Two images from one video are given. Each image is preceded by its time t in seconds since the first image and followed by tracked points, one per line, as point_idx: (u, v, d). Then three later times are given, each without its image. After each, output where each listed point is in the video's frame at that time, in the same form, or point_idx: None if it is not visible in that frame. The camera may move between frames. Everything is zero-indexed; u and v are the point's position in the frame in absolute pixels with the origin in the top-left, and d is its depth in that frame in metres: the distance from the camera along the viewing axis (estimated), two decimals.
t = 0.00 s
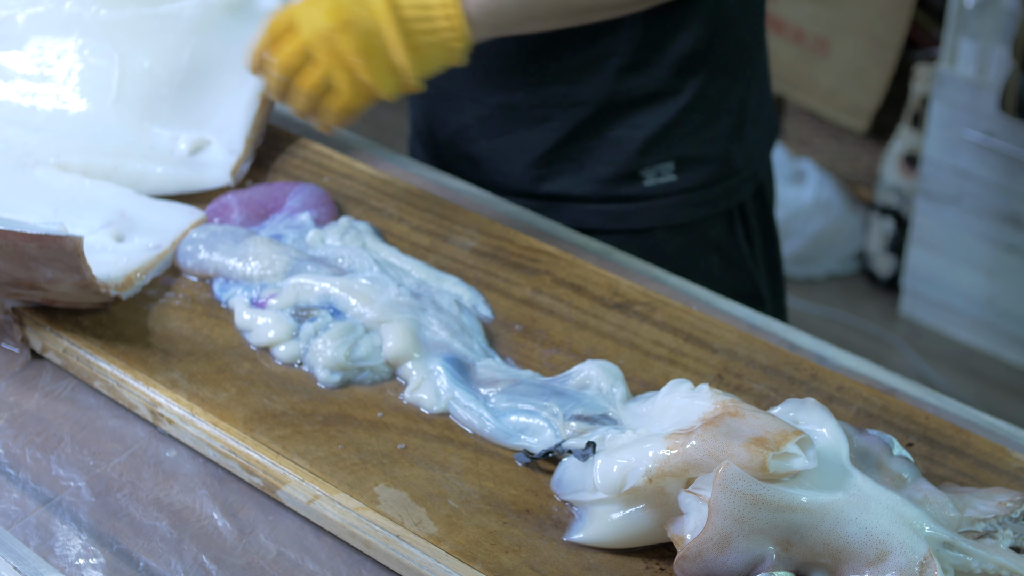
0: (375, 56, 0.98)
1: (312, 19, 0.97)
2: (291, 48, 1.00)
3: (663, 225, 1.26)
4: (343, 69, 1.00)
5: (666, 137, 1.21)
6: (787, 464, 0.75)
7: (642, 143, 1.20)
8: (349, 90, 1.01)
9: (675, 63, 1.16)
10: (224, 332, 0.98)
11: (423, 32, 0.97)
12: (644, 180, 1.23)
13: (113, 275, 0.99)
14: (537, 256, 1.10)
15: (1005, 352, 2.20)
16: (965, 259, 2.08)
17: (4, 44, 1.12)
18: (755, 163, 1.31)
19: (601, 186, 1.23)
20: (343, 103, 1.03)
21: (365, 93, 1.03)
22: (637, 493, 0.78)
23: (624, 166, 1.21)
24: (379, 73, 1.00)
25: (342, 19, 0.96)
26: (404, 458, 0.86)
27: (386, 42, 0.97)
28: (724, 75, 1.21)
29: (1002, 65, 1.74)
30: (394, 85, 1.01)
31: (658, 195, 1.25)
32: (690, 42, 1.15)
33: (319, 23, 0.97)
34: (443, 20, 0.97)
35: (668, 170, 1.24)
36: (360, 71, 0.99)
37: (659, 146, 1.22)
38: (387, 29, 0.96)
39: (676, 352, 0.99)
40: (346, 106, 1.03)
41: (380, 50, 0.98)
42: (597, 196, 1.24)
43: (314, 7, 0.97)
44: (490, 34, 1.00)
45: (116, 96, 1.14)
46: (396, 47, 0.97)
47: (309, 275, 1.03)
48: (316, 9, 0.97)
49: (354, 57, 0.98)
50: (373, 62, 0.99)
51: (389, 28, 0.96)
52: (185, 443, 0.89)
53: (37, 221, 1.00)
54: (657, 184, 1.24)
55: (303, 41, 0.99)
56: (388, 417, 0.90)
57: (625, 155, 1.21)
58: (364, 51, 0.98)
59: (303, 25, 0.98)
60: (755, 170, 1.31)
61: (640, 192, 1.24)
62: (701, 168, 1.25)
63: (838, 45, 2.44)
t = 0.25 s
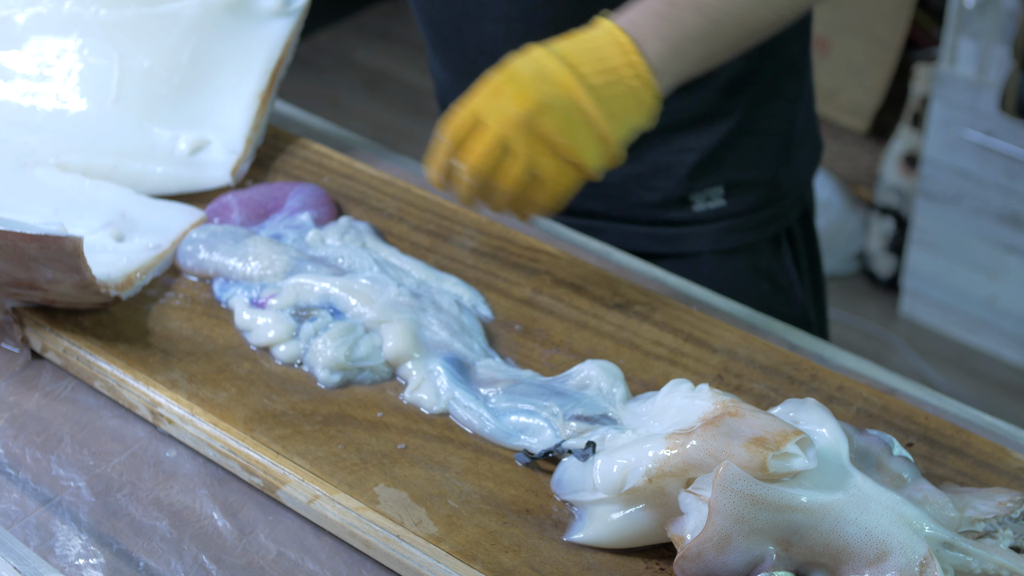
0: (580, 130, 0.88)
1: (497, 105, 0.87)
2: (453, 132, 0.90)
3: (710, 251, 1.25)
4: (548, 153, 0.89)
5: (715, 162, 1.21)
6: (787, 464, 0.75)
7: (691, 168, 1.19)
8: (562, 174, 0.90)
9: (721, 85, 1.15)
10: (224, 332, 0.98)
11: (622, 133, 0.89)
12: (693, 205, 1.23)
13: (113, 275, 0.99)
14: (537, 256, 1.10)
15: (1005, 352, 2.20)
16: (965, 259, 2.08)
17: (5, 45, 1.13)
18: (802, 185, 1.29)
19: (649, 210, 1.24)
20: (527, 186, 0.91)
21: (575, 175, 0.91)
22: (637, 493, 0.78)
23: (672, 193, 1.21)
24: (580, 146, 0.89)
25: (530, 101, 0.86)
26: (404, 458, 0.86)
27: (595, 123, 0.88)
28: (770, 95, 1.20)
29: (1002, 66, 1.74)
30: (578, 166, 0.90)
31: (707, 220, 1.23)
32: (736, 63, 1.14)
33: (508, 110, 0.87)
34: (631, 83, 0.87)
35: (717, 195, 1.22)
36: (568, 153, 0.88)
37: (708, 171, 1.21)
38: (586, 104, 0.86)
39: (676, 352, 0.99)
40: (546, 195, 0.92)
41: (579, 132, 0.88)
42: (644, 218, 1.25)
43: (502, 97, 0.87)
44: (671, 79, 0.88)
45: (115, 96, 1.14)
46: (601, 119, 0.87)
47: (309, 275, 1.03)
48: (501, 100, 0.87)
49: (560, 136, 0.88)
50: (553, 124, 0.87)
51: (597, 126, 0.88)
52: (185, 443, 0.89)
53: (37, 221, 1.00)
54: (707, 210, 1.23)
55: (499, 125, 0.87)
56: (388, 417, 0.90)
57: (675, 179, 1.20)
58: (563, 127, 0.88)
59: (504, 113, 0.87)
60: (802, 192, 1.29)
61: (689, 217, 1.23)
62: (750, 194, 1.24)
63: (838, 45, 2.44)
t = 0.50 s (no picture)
0: (690, 258, 0.76)
1: (648, 214, 0.76)
2: (603, 246, 0.78)
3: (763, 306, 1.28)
4: (711, 268, 0.76)
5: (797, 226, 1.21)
6: (787, 465, 0.75)
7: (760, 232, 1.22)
8: (672, 303, 0.75)
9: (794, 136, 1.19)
10: (223, 332, 0.98)
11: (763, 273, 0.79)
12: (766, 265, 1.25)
13: (113, 275, 0.99)
14: (537, 256, 1.10)
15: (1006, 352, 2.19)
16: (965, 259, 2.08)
17: (5, 44, 1.13)
18: (879, 253, 1.31)
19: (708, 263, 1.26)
20: (678, 337, 0.79)
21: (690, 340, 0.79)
22: (636, 492, 0.78)
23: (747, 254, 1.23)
24: (710, 287, 0.76)
25: (679, 216, 0.76)
26: (404, 458, 0.86)
27: (716, 249, 0.76)
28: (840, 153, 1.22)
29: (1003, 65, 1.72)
30: (701, 294, 0.76)
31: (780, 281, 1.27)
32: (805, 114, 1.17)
33: (667, 225, 0.76)
34: (768, 198, 0.78)
35: (791, 258, 1.25)
36: (736, 262, 0.76)
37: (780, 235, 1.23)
38: (705, 240, 0.75)
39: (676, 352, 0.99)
40: (653, 339, 0.76)
41: (698, 254, 0.76)
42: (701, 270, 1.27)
43: (649, 227, 0.76)
44: (825, 164, 0.81)
45: (115, 96, 1.14)
46: (722, 249, 0.76)
47: (309, 275, 1.03)
48: (645, 212, 0.77)
49: (672, 265, 0.76)
50: (682, 251, 0.76)
51: (721, 264, 0.76)
52: (185, 443, 0.89)
53: (37, 221, 1.00)
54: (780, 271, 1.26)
55: (625, 237, 0.77)
56: (388, 417, 0.90)
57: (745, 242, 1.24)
58: (674, 246, 0.76)
59: (650, 227, 0.76)
60: (876, 259, 1.30)
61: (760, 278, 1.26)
62: (824, 259, 1.27)
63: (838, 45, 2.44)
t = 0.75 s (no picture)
0: (639, 409, 0.71)
1: (606, 367, 0.72)
2: (572, 395, 0.74)
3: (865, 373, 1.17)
4: (674, 430, 0.71)
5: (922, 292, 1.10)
6: (788, 464, 0.76)
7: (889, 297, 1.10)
8: (644, 464, 0.72)
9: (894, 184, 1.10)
10: (224, 332, 0.98)
11: (723, 393, 0.72)
12: (889, 329, 1.14)
13: (113, 275, 0.98)
14: (537, 256, 1.10)
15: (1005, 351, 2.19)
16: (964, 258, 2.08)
17: (5, 44, 1.13)
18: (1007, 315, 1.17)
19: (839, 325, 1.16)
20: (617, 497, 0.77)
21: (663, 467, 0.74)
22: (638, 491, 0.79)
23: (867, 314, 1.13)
24: (668, 437, 0.71)
25: (632, 362, 0.72)
26: (404, 458, 0.86)
27: (671, 381, 0.70)
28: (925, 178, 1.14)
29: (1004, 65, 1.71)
30: (665, 454, 0.72)
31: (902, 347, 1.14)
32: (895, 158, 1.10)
33: (619, 372, 0.72)
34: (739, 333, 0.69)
35: (916, 322, 1.13)
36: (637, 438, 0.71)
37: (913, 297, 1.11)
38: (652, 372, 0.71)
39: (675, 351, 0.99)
40: (629, 493, 0.73)
41: (649, 403, 0.71)
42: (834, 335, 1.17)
43: (601, 356, 0.73)
44: (772, 329, 0.70)
45: (116, 96, 1.14)
46: (678, 389, 0.70)
47: (309, 275, 1.03)
48: (601, 361, 0.73)
49: (620, 417, 0.71)
50: (639, 414, 0.71)
51: (678, 396, 0.70)
52: (185, 443, 0.89)
53: (37, 221, 1.00)
54: (903, 335, 1.14)
55: (590, 386, 0.72)
56: (388, 417, 0.90)
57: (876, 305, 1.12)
58: (625, 409, 0.71)
59: (604, 379, 0.72)
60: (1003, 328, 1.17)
61: (885, 341, 1.14)
62: (954, 323, 1.13)
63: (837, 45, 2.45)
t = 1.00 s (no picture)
0: (606, 402, 0.72)
1: (581, 354, 0.74)
2: (546, 376, 0.76)
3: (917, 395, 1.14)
4: (639, 428, 0.72)
5: (977, 315, 1.07)
6: (787, 465, 0.75)
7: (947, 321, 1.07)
8: (608, 456, 0.74)
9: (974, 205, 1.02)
10: (223, 332, 0.98)
11: (695, 402, 0.72)
12: (941, 351, 1.11)
13: (113, 275, 0.98)
14: (537, 256, 1.10)
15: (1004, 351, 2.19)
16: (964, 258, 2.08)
17: (4, 44, 1.13)
18: None
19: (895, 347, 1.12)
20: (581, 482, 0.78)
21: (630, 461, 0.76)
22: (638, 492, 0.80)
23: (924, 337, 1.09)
24: (633, 435, 0.72)
25: (605, 354, 0.73)
26: (404, 458, 0.86)
27: (642, 380, 0.71)
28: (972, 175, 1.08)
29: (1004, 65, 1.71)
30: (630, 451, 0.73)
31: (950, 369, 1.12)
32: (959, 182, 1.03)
33: (593, 361, 0.73)
34: (715, 346, 0.69)
35: (970, 345, 1.10)
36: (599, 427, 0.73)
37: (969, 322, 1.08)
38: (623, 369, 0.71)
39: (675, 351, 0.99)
40: (586, 482, 0.75)
41: (617, 400, 0.72)
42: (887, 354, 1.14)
43: (578, 342, 0.74)
44: (755, 345, 0.70)
45: (116, 95, 1.14)
46: (647, 388, 0.71)
47: (308, 275, 1.03)
48: (578, 348, 0.74)
49: (585, 407, 0.73)
50: (607, 408, 0.72)
51: (647, 396, 0.71)
52: (185, 443, 0.89)
53: (37, 221, 1.00)
54: (954, 357, 1.11)
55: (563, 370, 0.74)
56: (388, 417, 0.90)
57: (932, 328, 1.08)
58: (593, 400, 0.73)
59: (576, 365, 0.74)
60: None
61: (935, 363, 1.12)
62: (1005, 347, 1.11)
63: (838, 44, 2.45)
